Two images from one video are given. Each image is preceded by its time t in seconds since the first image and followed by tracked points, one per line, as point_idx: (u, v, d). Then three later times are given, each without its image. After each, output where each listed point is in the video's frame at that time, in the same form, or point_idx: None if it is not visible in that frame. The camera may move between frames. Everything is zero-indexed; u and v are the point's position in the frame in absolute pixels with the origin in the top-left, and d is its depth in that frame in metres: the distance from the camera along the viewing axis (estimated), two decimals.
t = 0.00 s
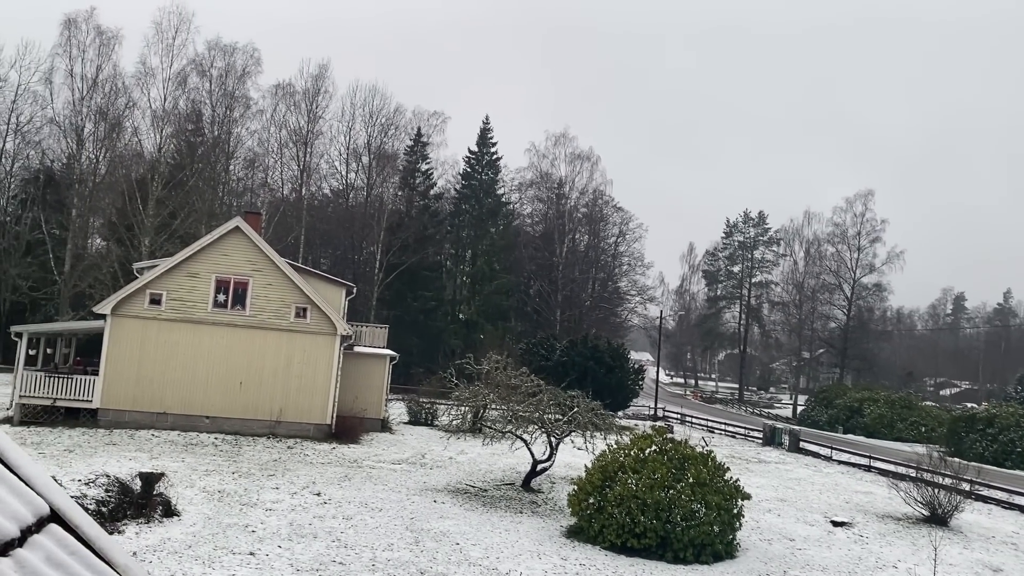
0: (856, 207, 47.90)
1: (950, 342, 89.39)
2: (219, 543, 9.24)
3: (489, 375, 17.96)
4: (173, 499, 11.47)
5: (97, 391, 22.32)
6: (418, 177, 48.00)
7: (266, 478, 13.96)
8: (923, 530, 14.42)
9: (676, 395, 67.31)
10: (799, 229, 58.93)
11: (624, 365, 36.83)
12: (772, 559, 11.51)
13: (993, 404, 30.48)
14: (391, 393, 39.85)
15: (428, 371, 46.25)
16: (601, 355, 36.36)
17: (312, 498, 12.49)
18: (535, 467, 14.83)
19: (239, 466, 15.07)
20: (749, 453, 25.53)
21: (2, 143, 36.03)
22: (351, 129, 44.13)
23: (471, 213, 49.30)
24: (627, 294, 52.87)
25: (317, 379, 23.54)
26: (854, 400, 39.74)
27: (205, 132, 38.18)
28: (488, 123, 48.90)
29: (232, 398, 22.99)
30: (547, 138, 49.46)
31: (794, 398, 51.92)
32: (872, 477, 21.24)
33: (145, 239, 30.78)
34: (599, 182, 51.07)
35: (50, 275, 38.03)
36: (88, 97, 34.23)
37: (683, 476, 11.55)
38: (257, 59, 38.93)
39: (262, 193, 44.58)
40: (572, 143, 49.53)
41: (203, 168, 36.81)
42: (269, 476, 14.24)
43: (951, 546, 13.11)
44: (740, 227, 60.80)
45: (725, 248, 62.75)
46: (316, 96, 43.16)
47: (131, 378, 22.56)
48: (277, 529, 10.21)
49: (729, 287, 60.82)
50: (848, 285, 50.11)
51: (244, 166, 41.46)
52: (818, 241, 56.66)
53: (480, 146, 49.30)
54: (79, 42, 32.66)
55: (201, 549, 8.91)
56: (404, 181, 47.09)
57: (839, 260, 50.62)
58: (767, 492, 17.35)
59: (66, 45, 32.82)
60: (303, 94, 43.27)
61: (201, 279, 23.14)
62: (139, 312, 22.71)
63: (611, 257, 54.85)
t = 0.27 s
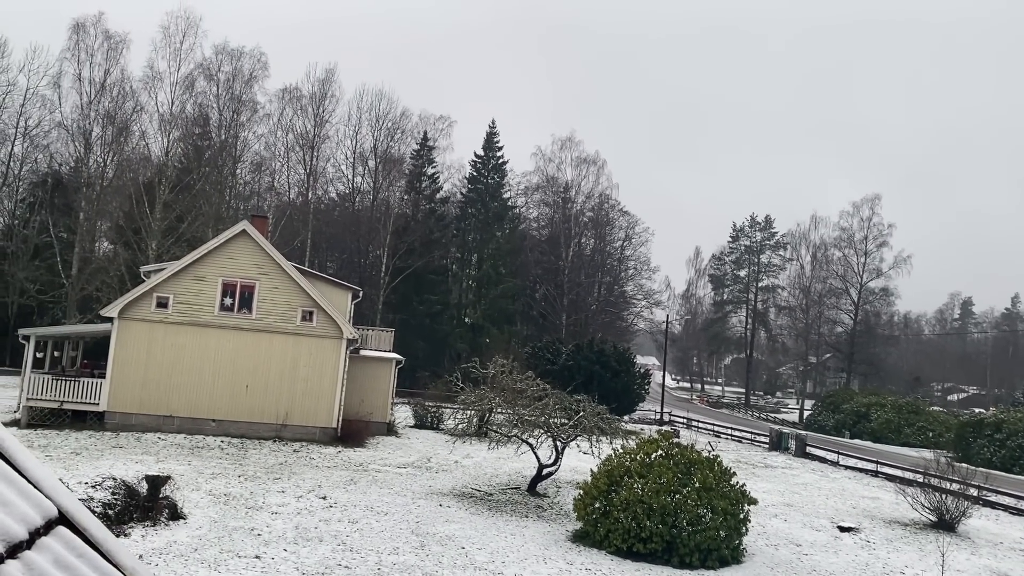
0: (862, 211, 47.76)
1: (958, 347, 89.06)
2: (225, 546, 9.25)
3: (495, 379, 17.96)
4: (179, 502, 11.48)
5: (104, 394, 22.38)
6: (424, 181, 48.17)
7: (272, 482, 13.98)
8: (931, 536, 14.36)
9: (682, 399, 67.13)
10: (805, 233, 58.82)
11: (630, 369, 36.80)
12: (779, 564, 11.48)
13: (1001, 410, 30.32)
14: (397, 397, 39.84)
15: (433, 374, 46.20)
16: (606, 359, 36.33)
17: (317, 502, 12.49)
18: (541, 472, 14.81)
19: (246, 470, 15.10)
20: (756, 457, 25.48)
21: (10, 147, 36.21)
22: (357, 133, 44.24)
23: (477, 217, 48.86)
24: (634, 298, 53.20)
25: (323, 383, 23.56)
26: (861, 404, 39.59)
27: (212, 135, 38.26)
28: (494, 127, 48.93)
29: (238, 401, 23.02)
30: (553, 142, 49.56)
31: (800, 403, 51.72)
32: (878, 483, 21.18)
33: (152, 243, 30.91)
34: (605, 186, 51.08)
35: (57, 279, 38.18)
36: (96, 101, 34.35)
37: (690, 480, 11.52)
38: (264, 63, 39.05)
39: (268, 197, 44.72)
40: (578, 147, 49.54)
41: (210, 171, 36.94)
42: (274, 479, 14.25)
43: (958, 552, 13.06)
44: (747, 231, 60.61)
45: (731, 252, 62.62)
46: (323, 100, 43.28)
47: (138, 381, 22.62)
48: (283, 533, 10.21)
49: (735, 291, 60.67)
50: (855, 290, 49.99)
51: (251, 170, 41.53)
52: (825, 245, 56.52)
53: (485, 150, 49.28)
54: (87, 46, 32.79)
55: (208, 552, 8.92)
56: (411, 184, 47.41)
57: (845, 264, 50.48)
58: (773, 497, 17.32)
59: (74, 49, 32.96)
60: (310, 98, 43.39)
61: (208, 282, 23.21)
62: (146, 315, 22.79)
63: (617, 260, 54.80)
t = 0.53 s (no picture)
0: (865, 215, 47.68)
1: (960, 352, 88.98)
2: (226, 549, 9.24)
3: (497, 382, 17.94)
4: (181, 505, 11.48)
5: (106, 397, 22.41)
6: (426, 185, 48.23)
7: (274, 485, 13.98)
8: (933, 540, 14.32)
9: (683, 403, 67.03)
10: (807, 237, 58.75)
11: (632, 373, 36.73)
12: (781, 569, 11.45)
13: (1004, 414, 30.24)
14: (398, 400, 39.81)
15: (435, 377, 46.17)
16: (608, 363, 36.29)
17: (319, 505, 12.48)
18: (542, 475, 14.80)
19: (248, 472, 15.10)
20: (758, 462, 25.43)
21: (14, 150, 36.32)
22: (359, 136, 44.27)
23: (479, 220, 48.65)
24: (636, 301, 53.28)
25: (325, 386, 23.56)
26: (863, 409, 39.52)
27: (214, 139, 38.35)
28: (496, 130, 48.94)
29: (240, 404, 23.04)
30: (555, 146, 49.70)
31: (802, 407, 51.60)
32: (881, 487, 21.11)
33: (154, 245, 30.95)
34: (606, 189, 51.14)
35: (60, 281, 38.23)
36: (99, 104, 34.42)
37: (691, 484, 11.51)
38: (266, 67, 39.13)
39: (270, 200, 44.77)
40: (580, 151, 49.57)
41: (213, 175, 36.99)
42: (276, 482, 14.25)
43: (961, 557, 13.03)
44: (749, 235, 60.58)
45: (734, 256, 62.38)
46: (325, 104, 43.34)
47: (140, 383, 22.64)
48: (284, 536, 10.21)
49: (737, 295, 61.17)
50: (857, 294, 49.97)
51: (254, 173, 41.56)
52: (828, 249, 56.42)
53: (488, 154, 49.31)
54: (91, 50, 32.86)
55: (209, 555, 8.92)
56: (413, 188, 47.45)
57: (847, 268, 50.47)
58: (775, 501, 17.29)
59: (77, 53, 33.05)
60: (313, 101, 43.47)
61: (211, 285, 23.22)
62: (148, 318, 22.80)
63: (618, 264, 54.77)
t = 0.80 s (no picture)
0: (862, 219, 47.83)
1: (957, 355, 89.17)
2: (223, 551, 9.23)
3: (495, 385, 17.94)
4: (178, 507, 11.46)
5: (103, 398, 22.38)
6: (424, 186, 48.08)
7: (270, 487, 13.96)
8: (929, 543, 14.35)
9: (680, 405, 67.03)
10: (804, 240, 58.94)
11: (629, 376, 36.74)
12: (778, 571, 11.46)
13: (1001, 417, 30.31)
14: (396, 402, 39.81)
15: (432, 379, 46.14)
16: (605, 365, 36.30)
17: (316, 507, 12.47)
18: (539, 478, 14.80)
19: (244, 474, 15.08)
20: (755, 464, 25.46)
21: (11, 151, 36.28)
22: (357, 138, 44.29)
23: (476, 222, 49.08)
24: (633, 304, 53.44)
25: (322, 387, 23.53)
26: (860, 412, 39.56)
27: (212, 140, 38.37)
28: (495, 133, 49.03)
29: (237, 406, 23.01)
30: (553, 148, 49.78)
31: (798, 410, 51.62)
32: (878, 491, 21.13)
33: (152, 246, 30.91)
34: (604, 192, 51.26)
35: (57, 282, 38.15)
36: (97, 105, 34.42)
37: (688, 487, 11.53)
38: (265, 68, 39.14)
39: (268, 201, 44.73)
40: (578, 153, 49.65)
41: (211, 176, 36.97)
42: (273, 484, 14.23)
43: (957, 560, 13.06)
44: (746, 238, 60.72)
45: (731, 259, 62.42)
46: (323, 106, 43.37)
47: (137, 385, 22.63)
48: (281, 537, 10.20)
49: (734, 298, 60.80)
50: (854, 297, 50.11)
51: (252, 174, 41.54)
52: (825, 252, 56.58)
53: (486, 156, 49.36)
54: (89, 51, 32.89)
55: (205, 557, 8.91)
56: (411, 190, 47.53)
57: (845, 271, 50.61)
58: (772, 504, 17.31)
59: (75, 54, 33.03)
60: (311, 103, 43.49)
61: (208, 286, 23.23)
62: (146, 319, 22.79)
63: (616, 266, 54.83)
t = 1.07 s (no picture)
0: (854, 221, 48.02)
1: (947, 356, 89.65)
2: (214, 551, 9.20)
3: (487, 385, 17.92)
4: (169, 507, 11.43)
5: (94, 398, 22.29)
6: (417, 187, 48.40)
7: (262, 487, 13.93)
8: (919, 544, 14.42)
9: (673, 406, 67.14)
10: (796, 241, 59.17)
11: (622, 376, 36.77)
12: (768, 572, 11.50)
13: (991, 419, 30.46)
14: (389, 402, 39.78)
15: (425, 380, 46.12)
16: (597, 366, 36.35)
17: (307, 507, 12.44)
18: (531, 478, 14.81)
19: (236, 474, 15.05)
20: (746, 465, 25.52)
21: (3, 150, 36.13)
22: (350, 138, 44.23)
23: (470, 224, 48.26)
24: (626, 305, 53.49)
25: (314, 388, 23.49)
26: (851, 413, 39.70)
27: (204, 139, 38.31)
28: (488, 133, 49.01)
29: (228, 406, 22.95)
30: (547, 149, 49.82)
31: (790, 411, 51.73)
32: (868, 492, 21.21)
33: (143, 246, 30.78)
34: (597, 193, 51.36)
35: (48, 281, 37.92)
36: (89, 104, 34.31)
37: (679, 487, 11.57)
38: (258, 68, 39.07)
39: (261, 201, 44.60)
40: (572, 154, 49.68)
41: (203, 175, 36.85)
42: (265, 484, 14.20)
43: (947, 561, 13.12)
44: (738, 240, 60.91)
45: (723, 260, 62.63)
46: (316, 105, 43.30)
47: (128, 385, 22.54)
48: (272, 538, 10.18)
49: (726, 299, 60.94)
50: (845, 298, 50.30)
51: (244, 174, 41.39)
52: (817, 254, 56.79)
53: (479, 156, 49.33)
54: (81, 49, 32.75)
55: (196, 557, 8.89)
56: (404, 190, 47.63)
57: (836, 273, 50.82)
58: (763, 505, 17.36)
59: (67, 52, 32.90)
60: (304, 102, 43.42)
61: (200, 286, 23.17)
62: (137, 319, 22.71)
63: (609, 267, 54.91)
